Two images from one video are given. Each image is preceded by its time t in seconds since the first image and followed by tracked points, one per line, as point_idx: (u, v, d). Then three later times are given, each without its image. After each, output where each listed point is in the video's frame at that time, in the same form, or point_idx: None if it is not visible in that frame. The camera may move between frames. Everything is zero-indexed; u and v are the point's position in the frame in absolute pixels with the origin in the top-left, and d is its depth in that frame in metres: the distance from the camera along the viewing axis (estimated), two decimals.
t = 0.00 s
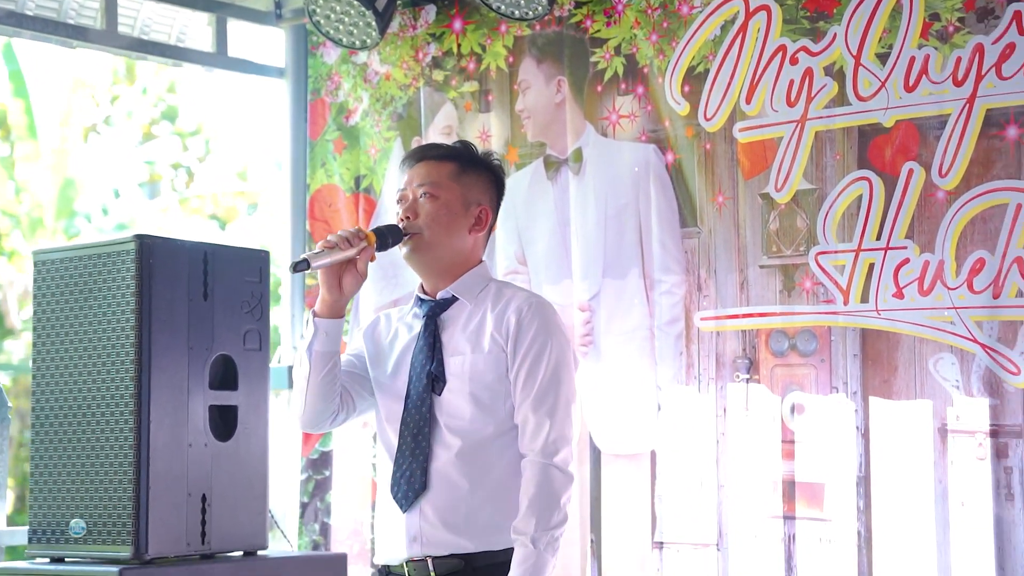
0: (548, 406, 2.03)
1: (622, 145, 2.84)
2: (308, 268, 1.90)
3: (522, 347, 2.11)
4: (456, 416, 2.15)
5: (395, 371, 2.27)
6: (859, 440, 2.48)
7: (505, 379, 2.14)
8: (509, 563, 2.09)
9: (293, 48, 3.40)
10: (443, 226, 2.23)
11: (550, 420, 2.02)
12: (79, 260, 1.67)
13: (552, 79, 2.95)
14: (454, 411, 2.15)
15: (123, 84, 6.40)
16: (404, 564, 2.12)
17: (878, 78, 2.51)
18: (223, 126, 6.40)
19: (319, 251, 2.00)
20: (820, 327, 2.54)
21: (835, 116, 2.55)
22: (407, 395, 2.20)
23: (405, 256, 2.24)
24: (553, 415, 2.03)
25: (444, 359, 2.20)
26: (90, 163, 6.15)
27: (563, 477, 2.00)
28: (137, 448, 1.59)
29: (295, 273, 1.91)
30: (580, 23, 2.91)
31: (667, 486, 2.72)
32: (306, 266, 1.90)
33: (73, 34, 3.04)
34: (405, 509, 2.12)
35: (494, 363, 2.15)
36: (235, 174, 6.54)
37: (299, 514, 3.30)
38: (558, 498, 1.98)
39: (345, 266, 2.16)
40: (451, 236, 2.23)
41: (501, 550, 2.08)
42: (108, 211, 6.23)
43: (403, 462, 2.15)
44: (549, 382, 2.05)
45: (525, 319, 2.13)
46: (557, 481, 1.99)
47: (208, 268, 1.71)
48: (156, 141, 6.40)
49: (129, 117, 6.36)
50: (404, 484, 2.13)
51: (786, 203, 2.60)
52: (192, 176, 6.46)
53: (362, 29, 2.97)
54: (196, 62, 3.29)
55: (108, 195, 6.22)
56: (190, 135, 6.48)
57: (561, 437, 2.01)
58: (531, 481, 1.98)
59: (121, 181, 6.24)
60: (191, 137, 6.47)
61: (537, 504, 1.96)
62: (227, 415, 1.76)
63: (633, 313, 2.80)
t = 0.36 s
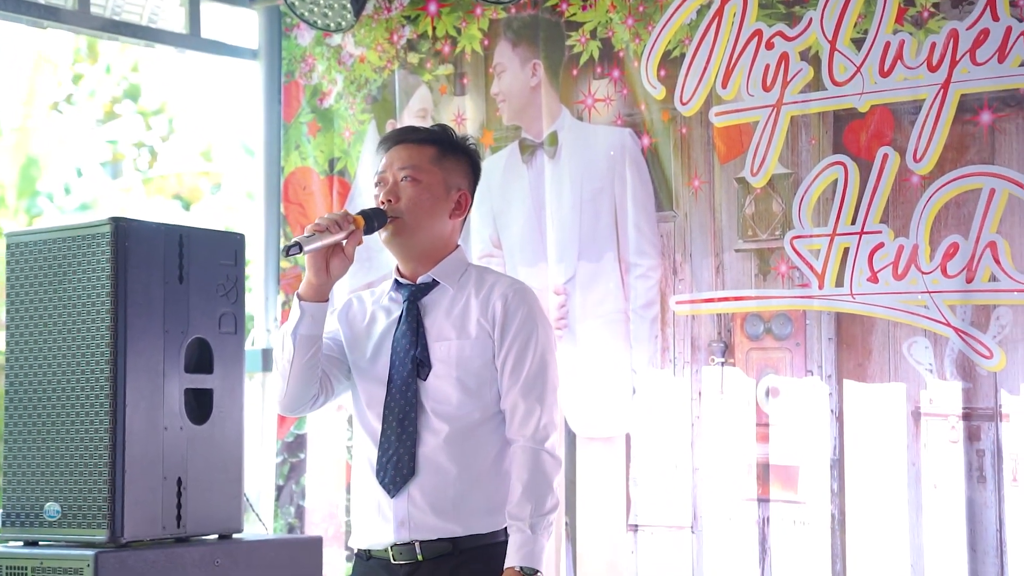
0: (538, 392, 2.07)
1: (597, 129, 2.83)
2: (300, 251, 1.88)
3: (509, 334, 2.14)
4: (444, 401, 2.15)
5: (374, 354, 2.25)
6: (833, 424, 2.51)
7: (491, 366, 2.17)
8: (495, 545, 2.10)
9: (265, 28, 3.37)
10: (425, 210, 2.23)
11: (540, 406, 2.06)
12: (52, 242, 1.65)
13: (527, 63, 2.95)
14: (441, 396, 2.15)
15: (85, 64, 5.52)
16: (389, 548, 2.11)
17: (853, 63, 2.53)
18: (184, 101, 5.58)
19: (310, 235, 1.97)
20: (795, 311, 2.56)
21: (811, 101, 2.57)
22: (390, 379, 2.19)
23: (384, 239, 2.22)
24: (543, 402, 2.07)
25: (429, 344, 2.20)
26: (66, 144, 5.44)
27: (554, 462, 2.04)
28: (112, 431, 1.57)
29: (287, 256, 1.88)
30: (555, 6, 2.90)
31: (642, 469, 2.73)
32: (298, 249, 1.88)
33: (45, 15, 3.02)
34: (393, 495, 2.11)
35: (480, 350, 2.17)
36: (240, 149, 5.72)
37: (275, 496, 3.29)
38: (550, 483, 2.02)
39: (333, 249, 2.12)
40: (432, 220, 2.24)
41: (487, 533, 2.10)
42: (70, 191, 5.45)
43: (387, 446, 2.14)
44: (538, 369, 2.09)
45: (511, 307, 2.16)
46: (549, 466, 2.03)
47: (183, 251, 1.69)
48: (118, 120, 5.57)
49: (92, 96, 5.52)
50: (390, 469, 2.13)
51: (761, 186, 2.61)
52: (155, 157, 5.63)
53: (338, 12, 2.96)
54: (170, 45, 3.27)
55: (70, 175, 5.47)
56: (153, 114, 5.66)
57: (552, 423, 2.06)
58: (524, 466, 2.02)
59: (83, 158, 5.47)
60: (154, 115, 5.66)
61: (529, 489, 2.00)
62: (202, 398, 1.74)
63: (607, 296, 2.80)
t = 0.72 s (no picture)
0: (527, 386, 2.07)
1: (587, 124, 2.84)
2: (287, 247, 1.88)
3: (498, 328, 2.13)
4: (434, 396, 2.15)
5: (367, 351, 2.26)
6: (822, 419, 2.52)
7: (481, 360, 2.16)
8: (487, 541, 2.09)
9: (254, 22, 3.36)
10: (414, 206, 2.22)
11: (528, 400, 2.06)
12: (42, 237, 1.64)
13: (516, 58, 2.94)
14: (432, 391, 2.15)
15: (61, 55, 5.10)
16: (381, 543, 2.10)
17: (842, 59, 2.54)
18: (160, 95, 5.07)
19: (296, 232, 1.97)
20: (784, 306, 2.56)
21: (800, 97, 2.58)
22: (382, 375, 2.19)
23: (375, 235, 2.22)
24: (532, 395, 2.06)
25: (420, 340, 2.20)
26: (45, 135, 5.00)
27: (543, 456, 2.03)
28: (103, 426, 1.56)
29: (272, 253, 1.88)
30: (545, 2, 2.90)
31: (632, 463, 2.74)
32: (285, 247, 1.87)
33: (32, 9, 3.03)
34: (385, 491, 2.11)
35: (470, 344, 2.17)
36: (214, 138, 5.33)
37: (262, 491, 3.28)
38: (539, 476, 2.02)
39: (321, 246, 2.13)
40: (422, 216, 2.23)
41: (479, 529, 2.09)
42: (47, 181, 5.07)
43: (378, 442, 2.14)
44: (527, 363, 2.09)
45: (500, 301, 2.16)
46: (538, 458, 2.02)
47: (173, 246, 1.68)
48: (94, 112, 5.15)
49: (68, 87, 5.11)
50: (382, 465, 2.13)
51: (750, 182, 2.62)
52: (132, 149, 5.19)
53: (326, 6, 2.94)
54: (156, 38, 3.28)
55: (46, 167, 5.04)
56: (129, 105, 5.19)
57: (540, 417, 2.05)
58: (512, 460, 2.01)
59: (59, 148, 5.03)
60: (130, 107, 5.19)
61: (518, 483, 1.99)
62: (192, 393, 1.73)
63: (596, 291, 2.80)
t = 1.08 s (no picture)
0: (516, 388, 2.05)
1: (579, 126, 2.85)
2: (275, 250, 1.87)
3: (489, 329, 2.12)
4: (424, 399, 2.14)
5: (363, 354, 2.25)
6: (814, 421, 2.53)
7: (473, 362, 2.15)
8: (476, 543, 2.09)
9: (245, 24, 3.35)
10: (407, 207, 2.22)
11: (517, 402, 2.04)
12: (37, 238, 1.64)
13: (508, 60, 2.95)
14: (422, 393, 2.14)
15: (44, 53, 4.37)
16: (373, 544, 2.10)
17: (834, 62, 2.55)
18: (145, 93, 4.47)
19: (285, 234, 1.97)
20: (775, 308, 2.58)
21: (792, 99, 2.59)
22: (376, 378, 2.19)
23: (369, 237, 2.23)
24: (521, 397, 2.05)
25: (413, 342, 2.20)
26: (26, 136, 4.35)
27: (531, 460, 2.02)
28: (96, 428, 1.56)
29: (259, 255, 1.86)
30: (538, 4, 2.91)
31: (624, 464, 2.74)
32: (271, 250, 1.85)
33: (24, 11, 3.03)
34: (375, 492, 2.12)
35: (462, 346, 2.16)
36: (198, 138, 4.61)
37: (254, 492, 3.27)
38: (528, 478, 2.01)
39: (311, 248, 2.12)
40: (415, 216, 2.23)
41: (469, 531, 2.09)
42: (29, 180, 4.41)
43: (370, 443, 2.14)
44: (516, 365, 2.07)
45: (492, 302, 2.15)
46: (526, 463, 2.01)
47: (167, 248, 1.67)
48: (77, 112, 4.46)
49: (50, 86, 4.39)
50: (373, 467, 2.13)
51: (743, 184, 2.63)
52: (116, 148, 4.53)
53: (319, 8, 2.94)
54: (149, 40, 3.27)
55: (27, 166, 4.39)
56: (113, 104, 4.52)
57: (529, 419, 2.03)
58: (501, 462, 2.01)
59: (41, 147, 4.37)
60: (114, 105, 4.52)
61: (506, 485, 1.98)
62: (185, 395, 1.72)
63: (589, 293, 2.81)
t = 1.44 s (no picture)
0: (518, 391, 2.04)
1: (578, 127, 2.85)
2: (277, 251, 1.84)
3: (491, 332, 2.12)
4: (427, 401, 2.14)
5: (366, 353, 2.25)
6: (812, 421, 2.54)
7: (475, 364, 2.15)
8: (478, 544, 2.09)
9: (244, 24, 3.36)
10: (413, 205, 2.24)
11: (519, 405, 2.03)
12: (38, 238, 1.64)
13: (507, 61, 2.95)
14: (424, 396, 2.15)
15: (36, 54, 4.27)
16: (375, 544, 2.10)
17: (832, 63, 2.55)
18: (139, 95, 4.32)
19: (287, 236, 1.96)
20: (774, 308, 2.58)
21: (791, 100, 2.60)
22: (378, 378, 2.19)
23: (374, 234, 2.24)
24: (523, 400, 2.03)
25: (416, 343, 2.20)
26: (21, 138, 4.11)
27: (533, 462, 2.01)
28: (97, 428, 1.56)
29: (261, 258, 1.84)
30: (537, 5, 2.91)
31: (623, 464, 2.75)
32: (274, 252, 1.84)
33: (23, 10, 3.03)
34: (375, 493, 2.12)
35: (465, 349, 2.16)
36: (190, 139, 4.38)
37: (252, 492, 3.27)
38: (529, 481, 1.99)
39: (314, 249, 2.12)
40: (421, 216, 2.24)
41: (470, 531, 2.08)
42: (20, 181, 4.23)
43: (371, 444, 2.14)
44: (520, 367, 2.06)
45: (495, 304, 2.15)
46: (527, 466, 1.99)
47: (167, 248, 1.67)
48: (69, 112, 4.36)
49: (43, 87, 4.31)
50: (373, 468, 2.13)
51: (741, 185, 2.64)
52: (108, 150, 4.37)
53: (317, 8, 2.94)
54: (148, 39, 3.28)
55: (19, 167, 4.17)
56: (105, 105, 4.39)
57: (531, 421, 2.02)
58: (502, 465, 1.99)
59: (35, 148, 4.14)
60: (106, 107, 4.39)
61: (506, 490, 1.96)
62: (185, 394, 1.72)
63: (587, 294, 2.81)
